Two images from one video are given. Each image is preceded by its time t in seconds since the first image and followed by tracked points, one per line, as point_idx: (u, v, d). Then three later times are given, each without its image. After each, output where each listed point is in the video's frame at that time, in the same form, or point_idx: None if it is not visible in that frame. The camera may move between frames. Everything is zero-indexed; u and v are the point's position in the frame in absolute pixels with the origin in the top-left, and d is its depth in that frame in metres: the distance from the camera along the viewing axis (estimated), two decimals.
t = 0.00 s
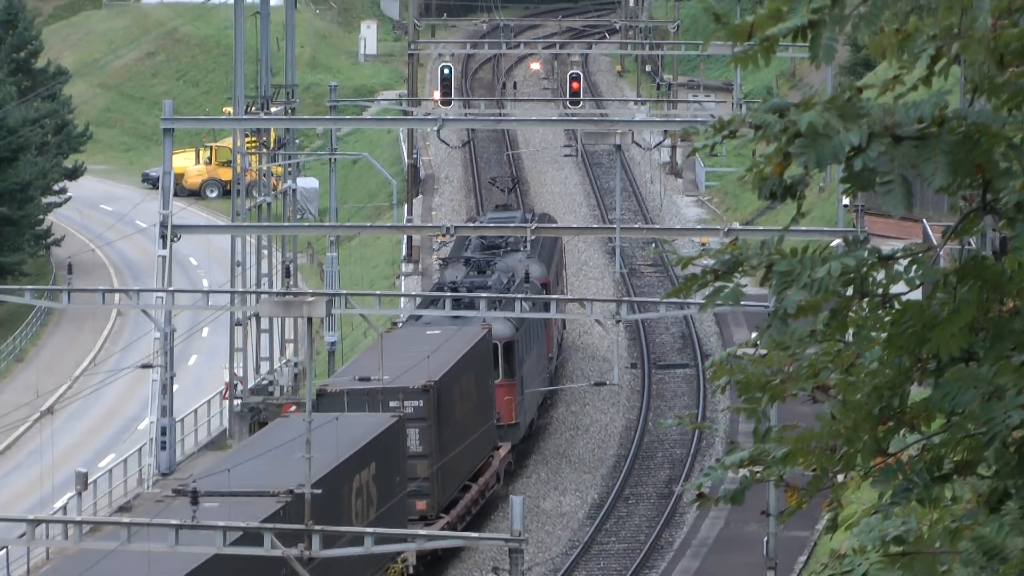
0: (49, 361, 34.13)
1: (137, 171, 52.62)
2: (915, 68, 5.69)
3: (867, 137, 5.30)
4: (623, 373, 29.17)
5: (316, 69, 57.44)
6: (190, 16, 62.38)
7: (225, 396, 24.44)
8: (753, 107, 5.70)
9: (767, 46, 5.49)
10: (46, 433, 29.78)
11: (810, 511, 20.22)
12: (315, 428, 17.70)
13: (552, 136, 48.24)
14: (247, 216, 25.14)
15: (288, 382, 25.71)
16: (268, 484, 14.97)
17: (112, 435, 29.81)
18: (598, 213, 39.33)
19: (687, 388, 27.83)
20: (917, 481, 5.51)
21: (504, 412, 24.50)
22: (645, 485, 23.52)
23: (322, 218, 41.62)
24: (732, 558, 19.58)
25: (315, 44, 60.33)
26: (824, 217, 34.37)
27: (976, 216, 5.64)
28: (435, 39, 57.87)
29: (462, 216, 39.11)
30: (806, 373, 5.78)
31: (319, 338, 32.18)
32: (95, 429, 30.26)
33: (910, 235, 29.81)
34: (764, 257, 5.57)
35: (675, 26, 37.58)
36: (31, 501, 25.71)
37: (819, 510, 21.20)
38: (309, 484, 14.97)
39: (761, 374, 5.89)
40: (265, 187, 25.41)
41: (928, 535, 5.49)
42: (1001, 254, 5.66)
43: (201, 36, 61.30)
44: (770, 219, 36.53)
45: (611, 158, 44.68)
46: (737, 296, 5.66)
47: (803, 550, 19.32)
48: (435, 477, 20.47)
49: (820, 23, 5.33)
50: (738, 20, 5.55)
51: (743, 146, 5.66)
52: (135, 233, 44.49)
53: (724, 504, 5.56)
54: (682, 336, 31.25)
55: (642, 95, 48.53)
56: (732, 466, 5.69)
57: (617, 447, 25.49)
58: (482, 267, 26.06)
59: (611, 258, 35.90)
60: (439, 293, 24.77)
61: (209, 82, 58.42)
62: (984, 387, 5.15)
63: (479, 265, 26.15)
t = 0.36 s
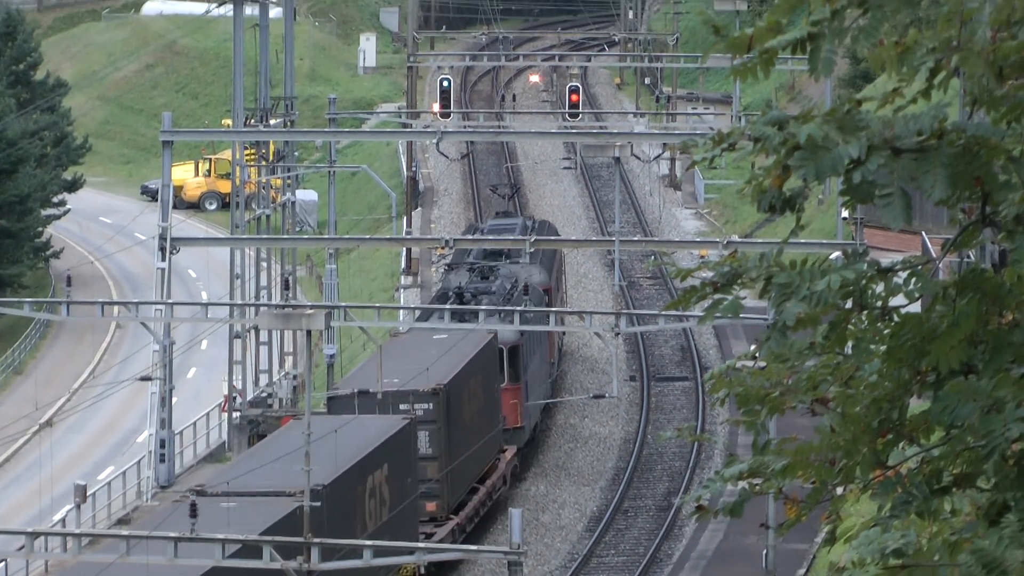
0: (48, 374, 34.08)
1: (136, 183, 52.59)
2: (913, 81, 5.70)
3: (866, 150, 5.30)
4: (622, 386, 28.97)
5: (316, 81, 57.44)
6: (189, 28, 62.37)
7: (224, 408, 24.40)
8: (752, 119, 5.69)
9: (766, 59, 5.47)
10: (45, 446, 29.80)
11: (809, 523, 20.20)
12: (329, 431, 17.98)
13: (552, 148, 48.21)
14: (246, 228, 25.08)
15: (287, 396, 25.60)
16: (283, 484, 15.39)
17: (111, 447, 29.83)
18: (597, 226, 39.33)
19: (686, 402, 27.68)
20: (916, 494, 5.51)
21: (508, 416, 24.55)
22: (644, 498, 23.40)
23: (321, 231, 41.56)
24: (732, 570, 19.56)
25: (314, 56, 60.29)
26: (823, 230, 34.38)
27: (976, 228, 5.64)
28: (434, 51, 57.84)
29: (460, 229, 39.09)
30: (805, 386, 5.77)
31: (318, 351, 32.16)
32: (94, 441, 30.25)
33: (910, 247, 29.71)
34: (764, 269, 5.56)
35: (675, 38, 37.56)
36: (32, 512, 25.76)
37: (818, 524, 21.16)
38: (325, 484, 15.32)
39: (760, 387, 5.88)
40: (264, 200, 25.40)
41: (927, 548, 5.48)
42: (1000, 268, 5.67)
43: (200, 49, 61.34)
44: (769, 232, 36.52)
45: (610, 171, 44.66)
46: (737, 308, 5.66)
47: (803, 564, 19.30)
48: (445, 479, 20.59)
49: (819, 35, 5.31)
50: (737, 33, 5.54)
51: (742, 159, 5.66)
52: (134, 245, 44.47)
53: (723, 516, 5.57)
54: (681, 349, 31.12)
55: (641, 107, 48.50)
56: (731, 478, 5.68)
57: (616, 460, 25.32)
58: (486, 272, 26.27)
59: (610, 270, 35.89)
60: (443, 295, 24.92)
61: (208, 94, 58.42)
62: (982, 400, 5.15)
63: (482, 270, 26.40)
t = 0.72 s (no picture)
0: (51, 386, 34.05)
1: (139, 196, 52.53)
2: (917, 94, 5.72)
3: (869, 163, 5.29)
4: (626, 400, 28.91)
5: (319, 94, 57.44)
6: (194, 40, 62.32)
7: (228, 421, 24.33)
8: (755, 133, 5.69)
9: (770, 71, 5.45)
10: (49, 457, 29.83)
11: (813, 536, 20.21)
12: (350, 432, 18.58)
13: (556, 161, 48.14)
14: (250, 241, 25.08)
15: (291, 409, 25.47)
16: (307, 484, 15.91)
17: (114, 461, 29.86)
18: (601, 238, 39.30)
19: (690, 414, 27.61)
20: (921, 507, 5.51)
21: (519, 420, 25.14)
22: (648, 510, 23.37)
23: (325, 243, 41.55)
24: None
25: (317, 69, 60.23)
26: (827, 243, 34.41)
27: (980, 242, 5.63)
28: (439, 64, 57.84)
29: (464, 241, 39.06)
30: (809, 400, 5.77)
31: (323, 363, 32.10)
32: (97, 454, 30.26)
33: (913, 261, 29.70)
34: (768, 282, 5.58)
35: (679, 50, 37.51)
36: (36, 525, 25.81)
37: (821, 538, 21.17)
38: (344, 483, 15.85)
39: (763, 400, 5.87)
40: (268, 213, 25.39)
41: (932, 561, 5.45)
42: (1003, 281, 5.66)
43: (204, 61, 61.29)
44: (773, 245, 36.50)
45: (614, 184, 44.62)
46: (741, 321, 5.65)
47: None
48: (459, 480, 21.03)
49: (823, 48, 5.29)
50: (742, 45, 5.54)
51: (746, 171, 5.65)
52: (138, 257, 44.44)
53: (728, 529, 5.58)
54: (685, 362, 31.00)
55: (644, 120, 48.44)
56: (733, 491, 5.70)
57: (620, 473, 25.25)
58: (493, 280, 26.97)
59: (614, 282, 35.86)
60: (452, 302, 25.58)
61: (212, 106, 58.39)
62: (986, 413, 5.15)
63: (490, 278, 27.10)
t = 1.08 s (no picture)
0: (56, 398, 34.05)
1: (143, 208, 52.53)
2: (924, 106, 5.71)
3: (875, 174, 5.28)
4: (631, 411, 28.83)
5: (324, 105, 57.48)
6: (198, 52, 62.33)
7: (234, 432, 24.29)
8: (761, 145, 5.69)
9: (775, 84, 5.44)
10: (55, 469, 29.90)
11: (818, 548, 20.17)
12: (369, 433, 18.97)
13: (561, 172, 48.13)
14: (255, 252, 25.07)
15: (297, 420, 25.56)
16: (329, 483, 16.33)
17: (120, 471, 29.89)
18: (606, 250, 39.30)
19: (695, 426, 27.57)
20: (927, 519, 5.49)
21: (530, 423, 25.35)
22: (653, 523, 23.33)
23: (330, 255, 41.53)
24: None
25: (322, 81, 60.21)
26: (832, 255, 34.40)
27: (985, 254, 5.61)
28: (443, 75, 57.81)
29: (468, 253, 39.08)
30: (815, 412, 5.74)
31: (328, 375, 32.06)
32: (103, 465, 30.29)
33: (919, 273, 29.67)
34: (774, 294, 5.56)
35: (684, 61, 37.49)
36: (41, 536, 25.87)
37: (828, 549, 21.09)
38: (366, 483, 16.25)
39: (769, 412, 5.87)
40: (273, 225, 25.44)
41: (937, 572, 5.43)
42: (1010, 293, 5.65)
43: (209, 72, 61.38)
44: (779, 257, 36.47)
45: (620, 195, 44.60)
46: (747, 334, 5.66)
47: None
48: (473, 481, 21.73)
49: (828, 60, 5.30)
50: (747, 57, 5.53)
51: (751, 184, 5.64)
52: (143, 268, 44.47)
53: (733, 541, 5.58)
54: (690, 374, 30.93)
55: (649, 132, 48.42)
56: (740, 504, 5.69)
57: (625, 486, 25.20)
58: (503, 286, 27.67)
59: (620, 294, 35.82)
60: (462, 308, 26.44)
61: (217, 118, 58.43)
62: (992, 425, 5.15)
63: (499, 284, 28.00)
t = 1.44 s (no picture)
0: (59, 407, 34.05)
1: (147, 216, 52.52)
2: (927, 115, 5.70)
3: (879, 183, 5.28)
4: (634, 419, 28.80)
5: (328, 114, 57.49)
6: (202, 60, 62.47)
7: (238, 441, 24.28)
8: (765, 153, 5.69)
9: (779, 92, 5.44)
10: (58, 477, 29.93)
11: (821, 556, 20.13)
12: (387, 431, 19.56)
13: (564, 181, 48.14)
14: (259, 260, 25.08)
15: (300, 427, 25.74)
16: (350, 479, 16.92)
17: (123, 479, 29.91)
18: (610, 258, 39.33)
19: (699, 435, 27.54)
20: (930, 527, 5.47)
21: (539, 423, 25.78)
22: (656, 531, 23.32)
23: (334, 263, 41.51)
24: None
25: (326, 89, 60.20)
26: (836, 264, 34.37)
27: (989, 262, 5.62)
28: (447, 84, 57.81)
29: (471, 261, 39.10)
30: (818, 420, 5.79)
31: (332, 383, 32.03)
32: (106, 473, 30.31)
33: (922, 281, 29.64)
34: (777, 301, 5.55)
35: (687, 69, 37.47)
36: (43, 544, 25.88)
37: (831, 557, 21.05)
38: (384, 479, 16.88)
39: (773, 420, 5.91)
40: (277, 233, 25.49)
41: None
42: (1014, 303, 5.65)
43: (213, 80, 61.44)
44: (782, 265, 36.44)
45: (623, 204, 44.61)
46: (750, 342, 5.66)
47: None
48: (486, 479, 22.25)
49: (832, 69, 5.29)
50: (751, 67, 5.52)
51: (755, 193, 5.65)
52: (146, 277, 44.50)
53: (737, 550, 5.59)
54: (694, 382, 30.89)
55: (653, 141, 48.40)
56: (742, 512, 5.70)
57: (628, 494, 25.18)
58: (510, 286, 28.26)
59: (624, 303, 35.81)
60: (471, 309, 27.12)
61: (220, 126, 58.45)
62: (996, 433, 5.13)
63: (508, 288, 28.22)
